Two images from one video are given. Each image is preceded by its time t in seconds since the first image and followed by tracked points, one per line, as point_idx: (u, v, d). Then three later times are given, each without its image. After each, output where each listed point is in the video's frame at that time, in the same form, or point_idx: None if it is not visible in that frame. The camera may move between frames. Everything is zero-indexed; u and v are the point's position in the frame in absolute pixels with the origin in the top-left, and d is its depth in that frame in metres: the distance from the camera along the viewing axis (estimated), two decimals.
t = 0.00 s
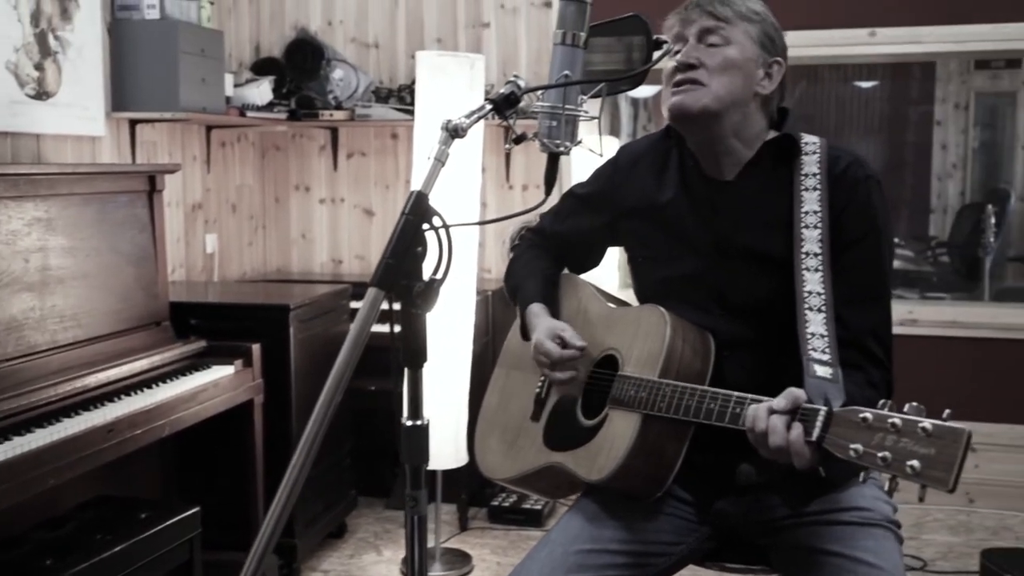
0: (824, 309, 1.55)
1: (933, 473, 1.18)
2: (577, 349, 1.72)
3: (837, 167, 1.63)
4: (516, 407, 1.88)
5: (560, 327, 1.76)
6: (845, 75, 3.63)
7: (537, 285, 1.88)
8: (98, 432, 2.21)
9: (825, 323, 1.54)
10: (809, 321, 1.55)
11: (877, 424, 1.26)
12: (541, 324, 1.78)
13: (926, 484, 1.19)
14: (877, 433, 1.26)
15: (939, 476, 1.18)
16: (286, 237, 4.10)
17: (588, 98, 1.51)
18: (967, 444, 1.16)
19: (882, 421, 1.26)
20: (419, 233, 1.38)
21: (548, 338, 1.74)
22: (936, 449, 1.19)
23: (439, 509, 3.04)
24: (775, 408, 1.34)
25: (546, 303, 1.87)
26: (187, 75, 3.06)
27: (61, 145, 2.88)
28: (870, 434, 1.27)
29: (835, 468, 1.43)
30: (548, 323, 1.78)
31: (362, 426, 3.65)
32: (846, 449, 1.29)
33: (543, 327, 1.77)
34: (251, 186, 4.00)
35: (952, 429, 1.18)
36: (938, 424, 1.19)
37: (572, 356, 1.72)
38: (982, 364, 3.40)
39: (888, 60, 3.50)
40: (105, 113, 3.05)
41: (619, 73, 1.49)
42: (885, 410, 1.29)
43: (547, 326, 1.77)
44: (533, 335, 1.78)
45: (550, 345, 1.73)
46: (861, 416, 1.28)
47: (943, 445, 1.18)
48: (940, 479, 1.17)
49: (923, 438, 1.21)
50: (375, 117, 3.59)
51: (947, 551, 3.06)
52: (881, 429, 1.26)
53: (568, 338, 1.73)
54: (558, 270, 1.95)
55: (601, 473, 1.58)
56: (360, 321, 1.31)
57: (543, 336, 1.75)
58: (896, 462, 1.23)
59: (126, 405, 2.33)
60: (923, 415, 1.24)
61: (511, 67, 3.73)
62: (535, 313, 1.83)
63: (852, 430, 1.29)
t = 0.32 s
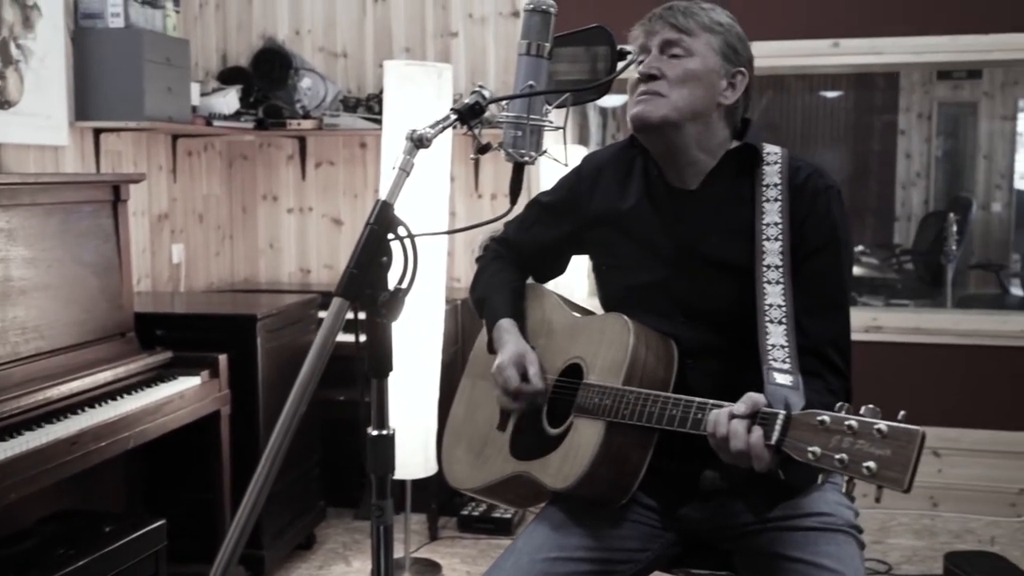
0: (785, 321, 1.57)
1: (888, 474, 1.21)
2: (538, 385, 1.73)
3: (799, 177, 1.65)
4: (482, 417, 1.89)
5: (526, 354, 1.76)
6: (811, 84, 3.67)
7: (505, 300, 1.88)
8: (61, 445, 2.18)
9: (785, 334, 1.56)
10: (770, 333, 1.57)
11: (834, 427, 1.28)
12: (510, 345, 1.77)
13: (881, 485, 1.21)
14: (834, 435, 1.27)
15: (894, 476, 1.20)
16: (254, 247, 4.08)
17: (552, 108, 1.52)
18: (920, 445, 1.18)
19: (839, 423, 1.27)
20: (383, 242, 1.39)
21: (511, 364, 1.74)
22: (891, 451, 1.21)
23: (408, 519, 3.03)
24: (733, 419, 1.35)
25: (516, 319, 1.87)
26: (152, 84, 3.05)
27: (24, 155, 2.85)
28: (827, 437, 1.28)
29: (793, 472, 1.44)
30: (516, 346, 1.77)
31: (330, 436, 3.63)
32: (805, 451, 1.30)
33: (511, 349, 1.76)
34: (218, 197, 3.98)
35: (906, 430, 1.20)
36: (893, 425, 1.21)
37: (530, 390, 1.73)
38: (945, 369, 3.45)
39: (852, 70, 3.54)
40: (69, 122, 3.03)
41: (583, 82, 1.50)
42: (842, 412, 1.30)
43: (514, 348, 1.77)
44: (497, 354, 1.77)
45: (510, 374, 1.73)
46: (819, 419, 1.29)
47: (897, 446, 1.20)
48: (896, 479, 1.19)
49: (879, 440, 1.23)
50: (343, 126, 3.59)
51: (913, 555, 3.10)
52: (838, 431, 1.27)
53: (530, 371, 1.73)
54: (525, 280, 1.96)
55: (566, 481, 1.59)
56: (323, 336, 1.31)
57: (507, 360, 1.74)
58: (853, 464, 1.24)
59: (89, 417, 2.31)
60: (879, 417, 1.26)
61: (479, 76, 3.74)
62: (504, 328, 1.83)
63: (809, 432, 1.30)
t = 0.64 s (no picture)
0: (751, 321, 1.58)
1: (850, 467, 1.22)
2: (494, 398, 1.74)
3: (766, 179, 1.66)
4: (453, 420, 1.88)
5: (487, 365, 1.76)
6: (781, 87, 3.69)
7: (474, 304, 1.88)
8: (26, 451, 2.15)
9: (751, 334, 1.57)
10: (737, 332, 1.58)
11: (797, 421, 1.29)
12: (471, 355, 1.77)
13: (843, 477, 1.22)
14: (797, 430, 1.29)
15: (855, 468, 1.21)
16: (222, 250, 4.04)
17: (519, 110, 1.52)
18: (881, 437, 1.20)
19: (802, 417, 1.29)
20: (350, 244, 1.39)
21: (470, 377, 1.75)
22: (852, 443, 1.22)
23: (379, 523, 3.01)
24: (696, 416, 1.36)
25: (482, 324, 1.87)
26: (118, 87, 3.01)
27: None
28: (791, 431, 1.29)
29: (759, 470, 1.44)
30: (477, 357, 1.77)
31: (301, 441, 3.61)
32: (767, 446, 1.31)
33: (472, 359, 1.76)
34: (186, 200, 3.95)
35: (867, 422, 1.21)
36: (854, 418, 1.23)
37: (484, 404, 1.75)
38: (912, 369, 3.48)
39: (820, 74, 3.57)
40: (33, 124, 2.99)
41: (551, 84, 1.50)
42: (805, 407, 1.31)
43: (475, 358, 1.77)
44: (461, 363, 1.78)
45: (467, 388, 1.74)
46: (782, 414, 1.31)
47: (858, 439, 1.22)
48: (857, 472, 1.21)
49: (840, 433, 1.24)
50: (312, 128, 3.57)
51: (880, 553, 3.13)
52: (800, 425, 1.28)
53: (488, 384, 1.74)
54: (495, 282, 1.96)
55: (535, 482, 1.59)
56: (288, 339, 1.31)
57: (467, 373, 1.75)
58: (815, 457, 1.25)
59: (55, 422, 2.28)
60: (841, 410, 1.27)
61: (449, 79, 3.73)
62: (471, 334, 1.83)
63: (773, 427, 1.31)
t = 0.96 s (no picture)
0: (724, 318, 1.59)
1: (819, 466, 1.22)
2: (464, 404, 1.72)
3: (739, 181, 1.67)
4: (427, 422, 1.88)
5: (458, 370, 1.74)
6: (755, 90, 3.70)
7: (448, 304, 1.88)
8: None
9: (724, 331, 1.58)
10: (709, 330, 1.58)
11: (768, 421, 1.29)
12: (445, 360, 1.76)
13: (813, 477, 1.23)
14: (768, 430, 1.29)
15: (825, 468, 1.22)
16: (195, 253, 4.01)
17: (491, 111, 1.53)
18: (850, 437, 1.20)
19: (773, 418, 1.29)
20: (322, 246, 1.39)
21: (441, 381, 1.73)
22: (822, 443, 1.23)
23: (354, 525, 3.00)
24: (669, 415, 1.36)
25: (456, 327, 1.86)
26: (89, 87, 2.99)
27: None
28: (762, 431, 1.30)
29: (730, 470, 1.45)
30: (450, 362, 1.75)
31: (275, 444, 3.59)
32: (739, 446, 1.31)
33: (444, 364, 1.75)
34: (159, 202, 3.92)
35: (837, 423, 1.22)
36: (824, 419, 1.23)
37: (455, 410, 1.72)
38: (884, 369, 3.51)
39: (794, 76, 3.59)
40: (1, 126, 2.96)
41: (525, 85, 1.50)
42: (776, 407, 1.32)
43: (447, 364, 1.75)
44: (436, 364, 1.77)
45: (438, 392, 1.72)
46: (754, 414, 1.31)
47: (828, 439, 1.22)
48: (826, 471, 1.21)
49: (810, 433, 1.24)
50: (286, 130, 3.55)
51: (853, 551, 3.15)
52: (771, 426, 1.29)
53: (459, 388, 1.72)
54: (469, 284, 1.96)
55: (510, 482, 1.58)
56: (261, 339, 1.31)
57: (438, 376, 1.73)
58: (785, 457, 1.26)
59: (25, 427, 2.25)
60: (811, 411, 1.28)
61: (424, 79, 3.73)
62: (444, 335, 1.82)
63: (744, 427, 1.32)
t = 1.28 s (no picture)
0: (700, 316, 1.59)
1: (794, 472, 1.23)
2: (460, 379, 1.69)
3: (713, 181, 1.68)
4: (402, 423, 1.87)
5: (446, 352, 1.73)
6: (730, 92, 3.70)
7: (425, 302, 1.87)
8: None
9: (700, 330, 1.58)
10: (686, 327, 1.58)
11: (744, 426, 1.29)
12: (429, 346, 1.74)
13: (788, 482, 1.23)
14: (744, 435, 1.29)
15: (800, 474, 1.22)
16: (169, 255, 3.98)
17: (466, 112, 1.52)
18: (825, 443, 1.21)
19: (749, 423, 1.29)
20: (295, 247, 1.38)
21: (433, 362, 1.71)
22: (798, 448, 1.23)
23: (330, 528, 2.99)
24: (631, 430, 1.35)
25: (433, 320, 1.85)
26: (59, 88, 2.95)
27: None
28: (738, 436, 1.30)
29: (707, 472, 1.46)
30: (435, 346, 1.74)
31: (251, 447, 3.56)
32: (716, 451, 1.31)
33: (429, 350, 1.73)
34: (132, 204, 3.88)
35: (812, 428, 1.22)
36: (800, 424, 1.24)
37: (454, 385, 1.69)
38: (858, 369, 3.53)
39: (767, 78, 3.59)
40: None
41: (499, 86, 1.51)
42: (752, 412, 1.32)
43: (432, 348, 1.73)
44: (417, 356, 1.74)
45: (434, 370, 1.69)
46: (730, 419, 1.31)
47: (804, 444, 1.23)
48: (801, 477, 1.22)
49: (786, 439, 1.25)
50: (261, 131, 3.53)
51: (828, 550, 3.17)
52: (748, 431, 1.29)
53: (452, 366, 1.70)
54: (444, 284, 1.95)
55: (486, 483, 1.58)
56: (233, 341, 1.30)
57: (428, 359, 1.71)
58: (761, 462, 1.26)
59: None
60: (787, 416, 1.28)
61: (399, 79, 3.72)
62: (421, 331, 1.80)
63: (721, 431, 1.32)
